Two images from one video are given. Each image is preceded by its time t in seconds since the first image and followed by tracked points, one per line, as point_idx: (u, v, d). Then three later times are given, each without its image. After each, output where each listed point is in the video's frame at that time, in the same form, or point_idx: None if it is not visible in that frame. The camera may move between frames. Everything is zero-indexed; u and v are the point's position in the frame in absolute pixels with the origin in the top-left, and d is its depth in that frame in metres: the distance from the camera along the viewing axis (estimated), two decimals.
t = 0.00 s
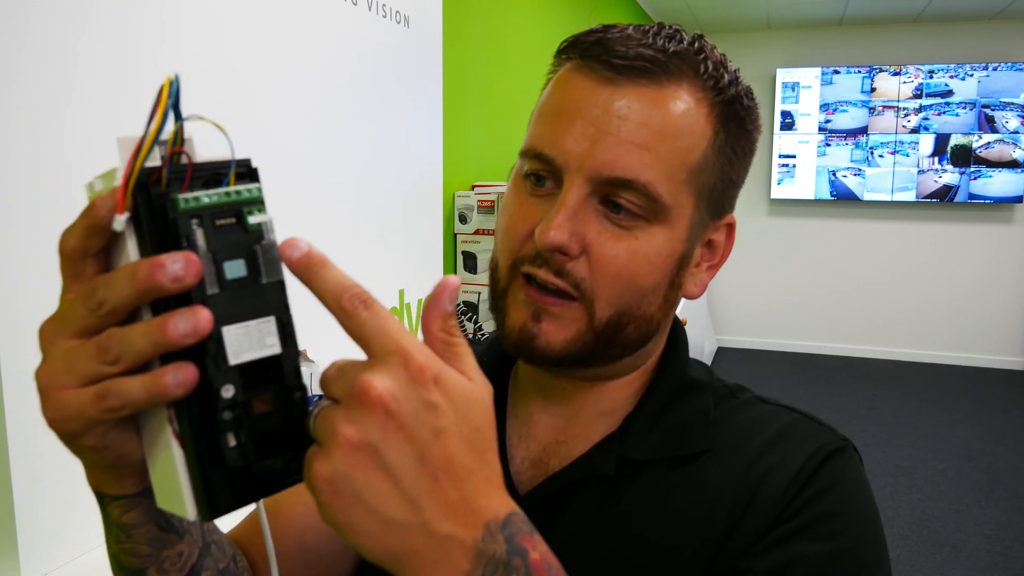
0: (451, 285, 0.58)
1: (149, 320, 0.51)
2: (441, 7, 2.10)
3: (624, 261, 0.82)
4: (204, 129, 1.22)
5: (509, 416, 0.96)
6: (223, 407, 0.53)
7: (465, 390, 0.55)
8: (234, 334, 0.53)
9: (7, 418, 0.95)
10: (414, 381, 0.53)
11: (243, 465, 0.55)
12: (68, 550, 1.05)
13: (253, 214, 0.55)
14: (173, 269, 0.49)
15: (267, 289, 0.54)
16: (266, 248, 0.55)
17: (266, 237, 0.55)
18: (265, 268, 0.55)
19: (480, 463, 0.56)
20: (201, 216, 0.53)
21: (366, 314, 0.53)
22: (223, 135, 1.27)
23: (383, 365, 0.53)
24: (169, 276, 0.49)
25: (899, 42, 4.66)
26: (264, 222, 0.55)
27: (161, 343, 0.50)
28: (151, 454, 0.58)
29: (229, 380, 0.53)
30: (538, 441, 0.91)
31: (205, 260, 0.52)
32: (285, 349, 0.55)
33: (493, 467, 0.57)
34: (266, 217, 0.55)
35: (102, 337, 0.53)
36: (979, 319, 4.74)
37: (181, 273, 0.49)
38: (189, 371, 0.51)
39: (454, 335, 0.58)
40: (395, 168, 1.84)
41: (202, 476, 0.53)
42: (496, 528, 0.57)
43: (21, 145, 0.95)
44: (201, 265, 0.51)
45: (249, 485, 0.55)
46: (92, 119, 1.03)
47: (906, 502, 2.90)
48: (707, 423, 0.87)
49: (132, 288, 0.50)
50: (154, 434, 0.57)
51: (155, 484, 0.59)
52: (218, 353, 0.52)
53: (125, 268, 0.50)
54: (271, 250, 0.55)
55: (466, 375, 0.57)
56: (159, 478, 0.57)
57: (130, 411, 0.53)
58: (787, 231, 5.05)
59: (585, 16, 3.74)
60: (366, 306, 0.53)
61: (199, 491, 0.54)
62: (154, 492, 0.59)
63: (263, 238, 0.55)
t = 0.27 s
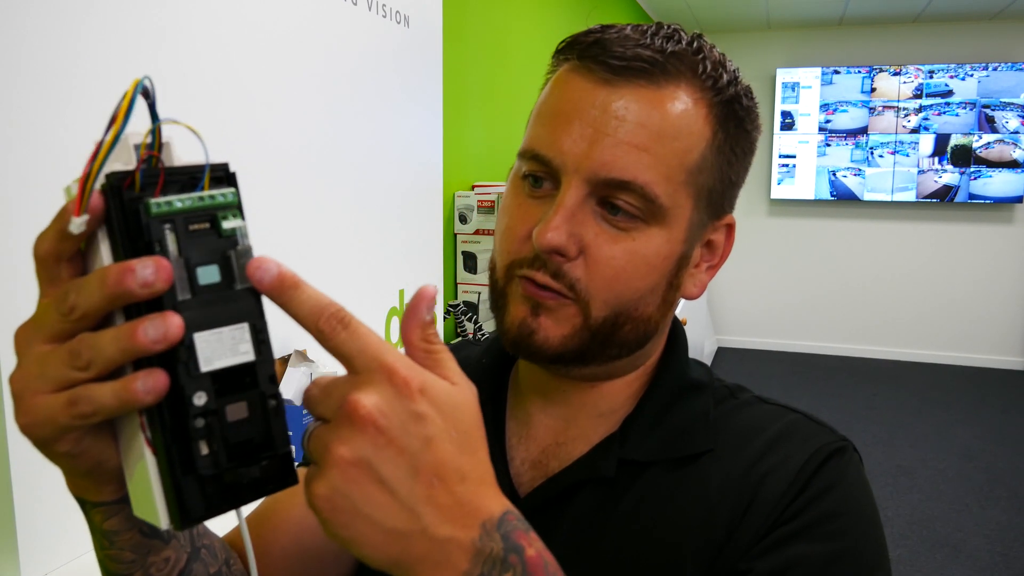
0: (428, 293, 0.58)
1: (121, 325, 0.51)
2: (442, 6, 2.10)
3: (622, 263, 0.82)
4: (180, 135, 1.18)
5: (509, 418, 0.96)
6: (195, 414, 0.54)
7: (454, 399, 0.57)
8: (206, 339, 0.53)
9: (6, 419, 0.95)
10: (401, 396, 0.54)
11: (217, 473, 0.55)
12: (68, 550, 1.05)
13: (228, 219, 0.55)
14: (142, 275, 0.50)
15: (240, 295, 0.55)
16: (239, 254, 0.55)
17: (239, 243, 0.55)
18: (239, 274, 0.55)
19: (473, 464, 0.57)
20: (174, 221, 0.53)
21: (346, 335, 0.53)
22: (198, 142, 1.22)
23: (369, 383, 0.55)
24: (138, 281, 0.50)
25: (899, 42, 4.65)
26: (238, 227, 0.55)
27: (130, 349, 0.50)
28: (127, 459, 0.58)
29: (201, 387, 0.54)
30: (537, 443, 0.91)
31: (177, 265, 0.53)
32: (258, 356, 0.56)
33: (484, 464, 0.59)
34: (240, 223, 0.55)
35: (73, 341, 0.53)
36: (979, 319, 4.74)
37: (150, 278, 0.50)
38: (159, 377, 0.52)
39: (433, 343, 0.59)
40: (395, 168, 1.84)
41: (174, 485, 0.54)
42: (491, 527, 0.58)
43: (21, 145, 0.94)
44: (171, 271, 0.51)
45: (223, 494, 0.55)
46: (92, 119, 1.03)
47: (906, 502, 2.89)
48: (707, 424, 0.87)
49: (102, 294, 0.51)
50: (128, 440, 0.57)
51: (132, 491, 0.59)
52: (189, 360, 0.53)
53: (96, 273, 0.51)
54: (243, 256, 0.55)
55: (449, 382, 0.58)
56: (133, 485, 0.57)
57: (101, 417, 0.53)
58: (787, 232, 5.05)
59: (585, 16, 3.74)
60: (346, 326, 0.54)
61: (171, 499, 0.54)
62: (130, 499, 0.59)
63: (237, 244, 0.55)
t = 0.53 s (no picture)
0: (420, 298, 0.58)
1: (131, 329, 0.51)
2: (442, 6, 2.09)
3: (617, 264, 0.82)
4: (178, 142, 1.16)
5: (508, 419, 0.95)
6: (203, 416, 0.54)
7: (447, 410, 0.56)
8: (215, 342, 0.53)
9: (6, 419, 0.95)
10: (392, 404, 0.54)
11: (222, 473, 0.55)
12: (67, 550, 1.04)
13: (232, 227, 0.55)
14: (155, 279, 0.49)
15: (243, 300, 0.55)
16: (245, 261, 0.55)
17: (244, 249, 0.55)
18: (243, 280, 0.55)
19: (468, 472, 0.57)
20: (182, 228, 0.53)
21: (338, 341, 0.53)
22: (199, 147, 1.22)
23: (360, 392, 0.54)
24: (151, 286, 0.49)
25: (899, 42, 4.65)
26: (243, 235, 0.55)
27: (142, 353, 0.50)
28: (120, 464, 0.58)
29: (208, 389, 0.54)
30: (536, 444, 0.90)
31: (187, 271, 0.53)
32: (263, 360, 0.56)
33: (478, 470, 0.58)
34: (245, 231, 0.55)
35: (79, 346, 0.52)
36: (979, 320, 4.74)
37: (163, 283, 0.49)
38: (171, 380, 0.51)
39: (427, 348, 0.58)
40: (395, 168, 1.84)
41: (180, 487, 0.53)
42: (486, 535, 0.58)
43: (22, 146, 0.94)
44: (182, 276, 0.51)
45: (226, 494, 0.55)
46: (92, 119, 1.03)
47: (906, 502, 2.89)
48: (706, 424, 0.86)
49: (112, 298, 0.50)
50: (127, 445, 0.56)
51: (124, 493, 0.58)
52: (199, 363, 0.53)
53: (105, 279, 0.50)
54: (249, 263, 0.55)
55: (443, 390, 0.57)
56: (133, 489, 0.57)
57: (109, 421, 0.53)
58: (787, 232, 5.04)
59: (585, 15, 3.74)
60: (338, 332, 0.53)
61: (176, 500, 0.54)
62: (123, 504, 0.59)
63: (242, 250, 0.55)
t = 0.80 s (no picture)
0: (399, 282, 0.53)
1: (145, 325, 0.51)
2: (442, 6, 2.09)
3: (612, 264, 0.82)
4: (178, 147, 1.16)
5: (506, 419, 0.95)
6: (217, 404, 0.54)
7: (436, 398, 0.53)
8: (226, 334, 0.54)
9: (6, 420, 0.95)
10: (391, 389, 0.50)
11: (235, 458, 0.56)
12: (68, 550, 1.04)
13: (229, 223, 0.56)
14: (167, 276, 0.50)
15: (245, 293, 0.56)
16: (244, 254, 0.56)
17: (242, 244, 0.56)
18: (243, 272, 0.56)
19: (452, 472, 0.54)
20: (185, 226, 0.53)
21: (335, 316, 0.50)
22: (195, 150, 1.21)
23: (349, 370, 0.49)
24: (164, 282, 0.49)
25: (899, 42, 4.65)
26: (241, 230, 0.56)
27: (159, 348, 0.50)
28: (123, 463, 0.57)
29: (221, 377, 0.54)
30: (534, 445, 0.90)
31: (194, 267, 0.53)
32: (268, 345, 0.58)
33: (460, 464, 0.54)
34: (242, 226, 0.56)
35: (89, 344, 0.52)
36: (979, 320, 4.74)
37: (176, 279, 0.50)
38: (188, 370, 0.51)
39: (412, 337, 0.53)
40: (395, 168, 1.84)
41: (198, 473, 0.54)
42: (470, 532, 0.56)
43: (22, 147, 0.94)
44: (191, 272, 0.52)
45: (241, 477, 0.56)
46: (93, 119, 1.03)
47: (907, 502, 2.89)
48: (703, 424, 0.86)
49: (125, 295, 0.49)
50: (134, 441, 0.56)
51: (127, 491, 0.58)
52: (212, 354, 0.54)
53: (115, 277, 0.50)
54: (248, 256, 0.57)
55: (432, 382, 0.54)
56: (141, 485, 0.56)
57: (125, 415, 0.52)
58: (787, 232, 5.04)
59: (585, 15, 3.73)
60: (333, 311, 0.50)
61: (194, 487, 0.54)
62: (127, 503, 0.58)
63: (243, 244, 0.56)
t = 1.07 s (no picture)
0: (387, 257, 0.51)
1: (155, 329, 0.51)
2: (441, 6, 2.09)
3: (609, 265, 0.82)
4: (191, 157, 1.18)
5: (504, 420, 0.95)
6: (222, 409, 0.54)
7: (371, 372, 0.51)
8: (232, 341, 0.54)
9: (6, 420, 0.95)
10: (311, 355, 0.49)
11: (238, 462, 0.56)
12: (68, 550, 1.04)
13: (235, 231, 0.55)
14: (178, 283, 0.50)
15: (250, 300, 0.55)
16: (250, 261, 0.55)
17: (248, 251, 0.55)
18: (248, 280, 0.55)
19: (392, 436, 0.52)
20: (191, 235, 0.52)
21: (260, 290, 0.48)
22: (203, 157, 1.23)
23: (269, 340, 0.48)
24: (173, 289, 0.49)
25: (899, 42, 4.65)
26: (247, 238, 0.55)
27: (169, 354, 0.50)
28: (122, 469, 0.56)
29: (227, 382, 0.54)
30: (533, 445, 0.90)
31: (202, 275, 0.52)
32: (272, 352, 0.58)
33: (403, 426, 0.52)
34: (248, 234, 0.55)
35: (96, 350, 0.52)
36: (979, 319, 4.74)
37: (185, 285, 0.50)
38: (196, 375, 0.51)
39: (376, 307, 0.51)
40: (395, 168, 1.84)
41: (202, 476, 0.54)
42: (421, 497, 0.54)
43: (22, 146, 0.94)
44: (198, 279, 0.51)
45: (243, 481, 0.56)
46: (93, 119, 1.03)
47: (907, 502, 2.89)
48: (698, 420, 0.86)
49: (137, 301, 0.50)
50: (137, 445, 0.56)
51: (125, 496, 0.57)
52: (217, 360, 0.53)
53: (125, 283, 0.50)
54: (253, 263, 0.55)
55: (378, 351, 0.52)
56: (142, 490, 0.56)
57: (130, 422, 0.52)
58: (787, 232, 5.04)
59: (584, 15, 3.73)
60: (260, 283, 0.48)
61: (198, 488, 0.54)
62: (126, 507, 0.57)
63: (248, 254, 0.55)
